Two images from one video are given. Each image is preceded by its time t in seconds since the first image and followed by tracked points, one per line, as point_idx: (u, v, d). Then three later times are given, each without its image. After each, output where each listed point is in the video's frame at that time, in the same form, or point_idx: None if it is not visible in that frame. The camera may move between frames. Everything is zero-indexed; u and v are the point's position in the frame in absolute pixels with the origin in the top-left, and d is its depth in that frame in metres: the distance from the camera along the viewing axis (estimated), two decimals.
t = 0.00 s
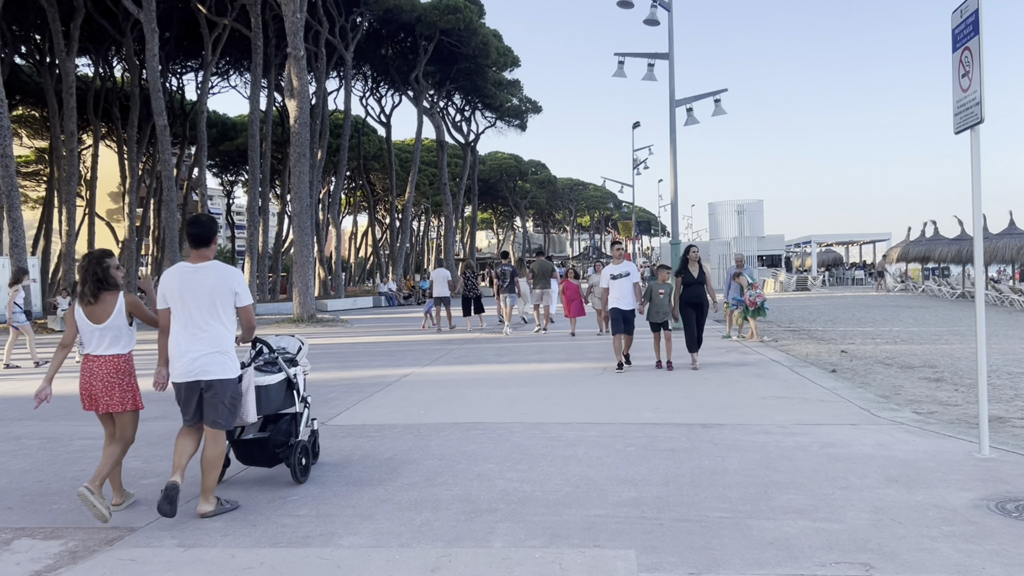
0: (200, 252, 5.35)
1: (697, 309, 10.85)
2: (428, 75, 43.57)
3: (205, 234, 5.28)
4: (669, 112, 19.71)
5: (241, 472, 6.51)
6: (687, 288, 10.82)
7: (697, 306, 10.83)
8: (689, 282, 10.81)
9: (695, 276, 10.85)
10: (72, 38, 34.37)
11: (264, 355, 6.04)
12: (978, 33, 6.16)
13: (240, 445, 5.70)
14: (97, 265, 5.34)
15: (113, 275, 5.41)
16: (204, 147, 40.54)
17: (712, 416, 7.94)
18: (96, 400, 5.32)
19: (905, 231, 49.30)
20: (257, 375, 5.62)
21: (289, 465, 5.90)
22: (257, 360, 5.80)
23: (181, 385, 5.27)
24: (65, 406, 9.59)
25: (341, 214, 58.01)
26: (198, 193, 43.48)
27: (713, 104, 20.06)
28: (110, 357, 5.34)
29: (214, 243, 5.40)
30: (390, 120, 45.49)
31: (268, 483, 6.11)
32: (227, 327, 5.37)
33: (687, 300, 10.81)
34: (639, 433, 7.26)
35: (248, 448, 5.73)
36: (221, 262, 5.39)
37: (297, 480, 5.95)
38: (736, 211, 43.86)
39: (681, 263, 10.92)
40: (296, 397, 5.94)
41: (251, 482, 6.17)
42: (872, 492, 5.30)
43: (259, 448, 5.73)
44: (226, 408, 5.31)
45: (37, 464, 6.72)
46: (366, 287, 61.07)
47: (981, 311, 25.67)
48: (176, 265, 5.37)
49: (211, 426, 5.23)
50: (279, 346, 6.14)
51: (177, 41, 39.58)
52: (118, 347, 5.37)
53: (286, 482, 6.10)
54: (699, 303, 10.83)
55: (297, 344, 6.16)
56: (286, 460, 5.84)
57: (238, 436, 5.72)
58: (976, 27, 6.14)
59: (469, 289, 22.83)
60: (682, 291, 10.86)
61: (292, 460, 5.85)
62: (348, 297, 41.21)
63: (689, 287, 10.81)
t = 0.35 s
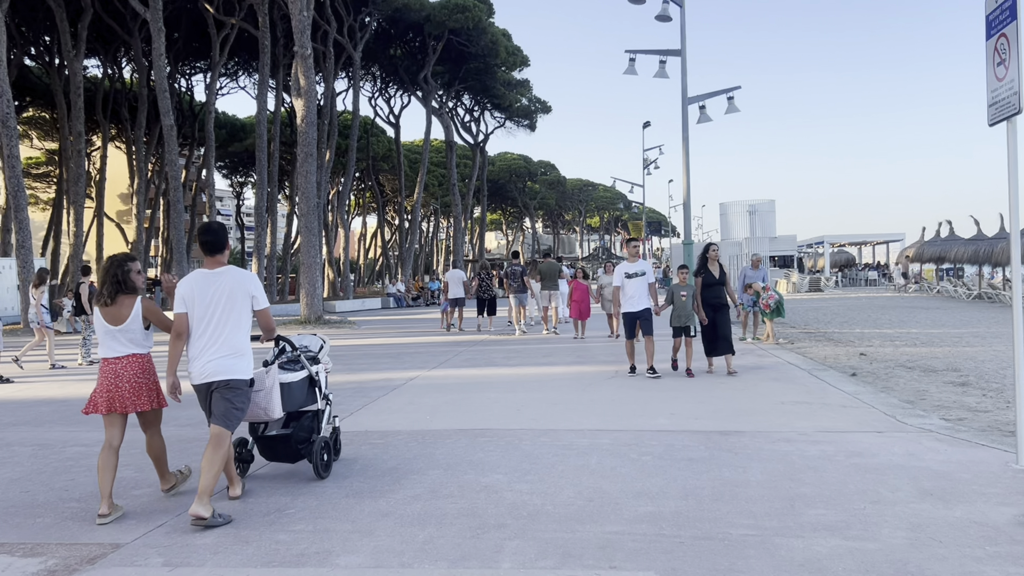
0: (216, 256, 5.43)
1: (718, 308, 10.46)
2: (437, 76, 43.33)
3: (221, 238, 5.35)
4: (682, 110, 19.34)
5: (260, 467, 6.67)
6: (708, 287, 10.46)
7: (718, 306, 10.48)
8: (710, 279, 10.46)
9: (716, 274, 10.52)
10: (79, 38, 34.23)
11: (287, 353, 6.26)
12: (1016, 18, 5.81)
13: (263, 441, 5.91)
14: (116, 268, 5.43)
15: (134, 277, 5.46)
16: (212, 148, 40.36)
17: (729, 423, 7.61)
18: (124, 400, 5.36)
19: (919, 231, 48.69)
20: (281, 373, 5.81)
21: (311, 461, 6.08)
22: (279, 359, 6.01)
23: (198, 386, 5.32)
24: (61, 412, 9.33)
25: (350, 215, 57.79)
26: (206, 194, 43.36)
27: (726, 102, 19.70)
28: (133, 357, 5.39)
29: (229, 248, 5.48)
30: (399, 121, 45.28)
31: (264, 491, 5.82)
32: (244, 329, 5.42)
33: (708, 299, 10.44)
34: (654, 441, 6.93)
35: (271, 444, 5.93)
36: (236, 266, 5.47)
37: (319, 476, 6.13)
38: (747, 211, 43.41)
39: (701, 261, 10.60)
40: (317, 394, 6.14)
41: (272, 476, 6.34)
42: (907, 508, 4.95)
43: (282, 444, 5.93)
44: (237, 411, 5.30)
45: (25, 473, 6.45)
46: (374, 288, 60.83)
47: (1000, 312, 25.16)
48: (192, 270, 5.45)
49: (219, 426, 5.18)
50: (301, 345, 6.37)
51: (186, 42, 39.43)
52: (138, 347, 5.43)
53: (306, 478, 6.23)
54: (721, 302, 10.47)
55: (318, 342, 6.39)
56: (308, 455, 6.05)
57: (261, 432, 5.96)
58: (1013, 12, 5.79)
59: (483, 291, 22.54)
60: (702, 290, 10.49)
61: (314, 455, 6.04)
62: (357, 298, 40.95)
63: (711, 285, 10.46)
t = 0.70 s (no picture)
0: (227, 253, 5.52)
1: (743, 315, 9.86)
2: (445, 75, 43.08)
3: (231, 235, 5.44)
4: (694, 108, 18.99)
5: (284, 466, 6.73)
6: (733, 290, 9.90)
7: (745, 310, 9.88)
8: (736, 281, 9.90)
9: (743, 276, 9.96)
10: (85, 39, 34.10)
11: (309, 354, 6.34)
12: None
13: (286, 441, 5.97)
14: (142, 267, 5.62)
15: (164, 276, 5.70)
16: (217, 148, 40.18)
17: (748, 432, 7.27)
18: (151, 395, 5.54)
19: (932, 232, 48.10)
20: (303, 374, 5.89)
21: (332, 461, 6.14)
22: (302, 360, 6.10)
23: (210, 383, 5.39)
24: (57, 419, 9.06)
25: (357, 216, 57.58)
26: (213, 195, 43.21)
27: (738, 100, 19.33)
28: (161, 354, 5.57)
29: (240, 245, 5.56)
30: (406, 121, 45.04)
31: (260, 503, 5.55)
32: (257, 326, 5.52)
33: (733, 302, 9.86)
34: (670, 452, 6.60)
35: (294, 444, 5.99)
36: (247, 262, 5.55)
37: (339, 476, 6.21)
38: (757, 211, 43.00)
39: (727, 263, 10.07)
40: (339, 395, 6.21)
41: (294, 477, 6.37)
42: (947, 529, 4.60)
43: (304, 444, 5.99)
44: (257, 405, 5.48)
45: (11, 486, 6.16)
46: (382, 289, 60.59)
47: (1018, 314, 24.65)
48: (204, 267, 5.53)
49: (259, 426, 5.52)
50: (323, 345, 6.45)
51: (192, 42, 39.31)
52: (167, 344, 5.60)
53: (328, 478, 6.28)
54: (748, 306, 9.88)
55: (340, 343, 6.48)
56: (330, 456, 6.10)
57: (283, 432, 6.02)
58: None
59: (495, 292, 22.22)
60: (727, 293, 9.93)
61: (335, 456, 6.10)
62: (363, 300, 40.70)
63: (736, 288, 9.89)
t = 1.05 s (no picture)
0: (245, 255, 5.57)
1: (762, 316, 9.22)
2: (448, 73, 42.77)
3: (248, 236, 5.48)
4: (700, 102, 18.62)
5: (298, 459, 6.81)
6: (753, 289, 9.21)
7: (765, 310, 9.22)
8: (757, 280, 9.20)
9: (765, 273, 9.26)
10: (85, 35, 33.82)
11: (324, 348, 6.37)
12: None
13: (300, 435, 6.08)
14: (154, 266, 5.66)
15: (174, 275, 5.70)
16: (220, 146, 39.89)
17: (761, 436, 6.94)
18: (153, 394, 5.50)
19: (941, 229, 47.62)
20: (316, 368, 5.90)
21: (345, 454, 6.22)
22: (315, 355, 6.13)
23: (225, 380, 5.44)
24: (43, 421, 8.76)
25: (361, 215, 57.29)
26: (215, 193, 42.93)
27: (746, 94, 18.94)
28: (168, 353, 5.54)
29: (259, 247, 5.61)
30: (409, 119, 44.74)
31: (246, 511, 5.24)
32: (271, 326, 5.57)
33: (753, 302, 9.19)
34: (679, 457, 6.27)
35: (308, 438, 6.10)
36: (264, 263, 5.60)
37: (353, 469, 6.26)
38: (763, 208, 42.63)
39: (747, 259, 9.38)
40: (352, 389, 6.24)
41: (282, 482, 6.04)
42: (980, 543, 4.27)
43: (317, 437, 6.08)
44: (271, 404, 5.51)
45: None
46: (385, 288, 60.28)
47: None
48: (223, 268, 5.60)
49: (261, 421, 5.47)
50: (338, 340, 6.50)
51: (194, 41, 39.04)
52: (173, 343, 5.56)
53: (319, 482, 5.98)
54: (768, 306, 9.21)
55: (354, 338, 6.51)
56: (343, 449, 6.19)
57: (298, 426, 6.14)
58: None
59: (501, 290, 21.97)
60: (746, 292, 9.25)
61: (348, 449, 6.17)
62: (366, 299, 40.40)
63: (757, 287, 9.20)
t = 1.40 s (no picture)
0: (258, 253, 5.60)
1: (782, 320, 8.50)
2: (450, 71, 42.50)
3: (260, 234, 5.51)
4: (706, 99, 18.25)
5: (314, 458, 6.80)
6: (772, 292, 8.52)
7: (787, 314, 8.51)
8: (775, 282, 8.51)
9: (784, 274, 8.55)
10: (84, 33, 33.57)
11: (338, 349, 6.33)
12: None
13: (314, 435, 6.10)
14: (159, 265, 5.68)
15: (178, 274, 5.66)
16: (220, 145, 39.61)
17: (774, 447, 6.59)
18: (168, 392, 5.59)
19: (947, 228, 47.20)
20: (330, 368, 5.91)
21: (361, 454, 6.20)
22: (329, 356, 6.09)
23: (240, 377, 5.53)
24: (28, 428, 8.45)
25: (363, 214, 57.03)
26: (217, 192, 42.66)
27: (752, 91, 18.60)
28: (174, 352, 5.63)
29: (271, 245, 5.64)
30: (412, 117, 44.48)
31: (227, 531, 4.91)
32: (284, 323, 5.59)
33: (772, 307, 8.52)
34: (689, 471, 5.93)
35: (322, 437, 6.11)
36: (277, 261, 5.63)
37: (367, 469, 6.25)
38: (768, 208, 42.35)
39: (765, 259, 8.70)
40: (367, 389, 6.21)
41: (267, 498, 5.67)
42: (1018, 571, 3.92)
43: (332, 437, 6.10)
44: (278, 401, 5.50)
45: None
46: (387, 287, 60.01)
47: None
48: (236, 266, 5.64)
49: (263, 416, 5.42)
50: (351, 340, 6.44)
51: (195, 40, 38.80)
52: (180, 342, 5.66)
53: (305, 498, 5.61)
54: (790, 309, 8.50)
55: (368, 339, 6.44)
56: (357, 449, 6.16)
57: (312, 426, 6.14)
58: None
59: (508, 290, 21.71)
60: (765, 295, 8.56)
61: (363, 449, 6.15)
62: (368, 299, 40.11)
63: (776, 290, 8.49)
